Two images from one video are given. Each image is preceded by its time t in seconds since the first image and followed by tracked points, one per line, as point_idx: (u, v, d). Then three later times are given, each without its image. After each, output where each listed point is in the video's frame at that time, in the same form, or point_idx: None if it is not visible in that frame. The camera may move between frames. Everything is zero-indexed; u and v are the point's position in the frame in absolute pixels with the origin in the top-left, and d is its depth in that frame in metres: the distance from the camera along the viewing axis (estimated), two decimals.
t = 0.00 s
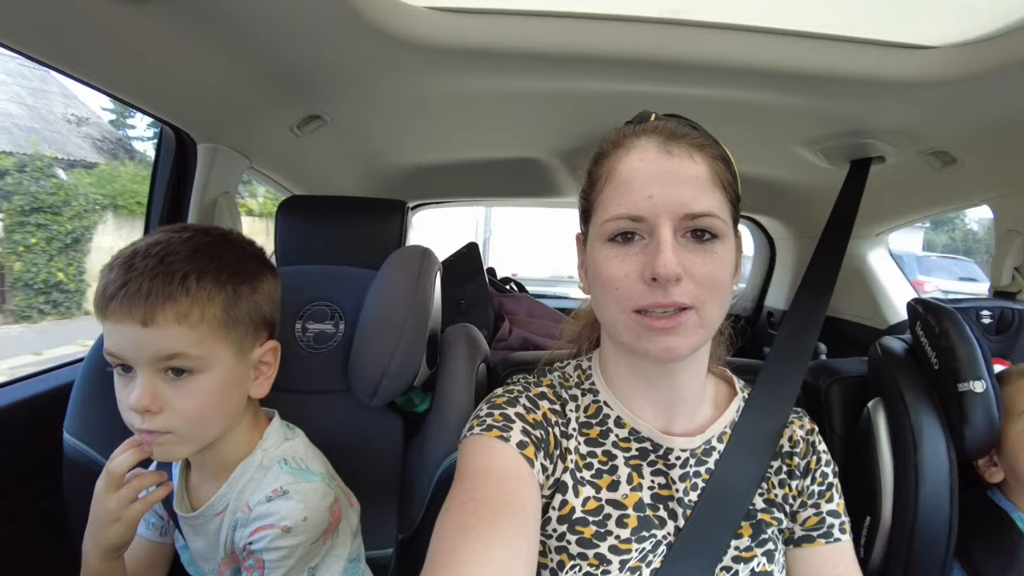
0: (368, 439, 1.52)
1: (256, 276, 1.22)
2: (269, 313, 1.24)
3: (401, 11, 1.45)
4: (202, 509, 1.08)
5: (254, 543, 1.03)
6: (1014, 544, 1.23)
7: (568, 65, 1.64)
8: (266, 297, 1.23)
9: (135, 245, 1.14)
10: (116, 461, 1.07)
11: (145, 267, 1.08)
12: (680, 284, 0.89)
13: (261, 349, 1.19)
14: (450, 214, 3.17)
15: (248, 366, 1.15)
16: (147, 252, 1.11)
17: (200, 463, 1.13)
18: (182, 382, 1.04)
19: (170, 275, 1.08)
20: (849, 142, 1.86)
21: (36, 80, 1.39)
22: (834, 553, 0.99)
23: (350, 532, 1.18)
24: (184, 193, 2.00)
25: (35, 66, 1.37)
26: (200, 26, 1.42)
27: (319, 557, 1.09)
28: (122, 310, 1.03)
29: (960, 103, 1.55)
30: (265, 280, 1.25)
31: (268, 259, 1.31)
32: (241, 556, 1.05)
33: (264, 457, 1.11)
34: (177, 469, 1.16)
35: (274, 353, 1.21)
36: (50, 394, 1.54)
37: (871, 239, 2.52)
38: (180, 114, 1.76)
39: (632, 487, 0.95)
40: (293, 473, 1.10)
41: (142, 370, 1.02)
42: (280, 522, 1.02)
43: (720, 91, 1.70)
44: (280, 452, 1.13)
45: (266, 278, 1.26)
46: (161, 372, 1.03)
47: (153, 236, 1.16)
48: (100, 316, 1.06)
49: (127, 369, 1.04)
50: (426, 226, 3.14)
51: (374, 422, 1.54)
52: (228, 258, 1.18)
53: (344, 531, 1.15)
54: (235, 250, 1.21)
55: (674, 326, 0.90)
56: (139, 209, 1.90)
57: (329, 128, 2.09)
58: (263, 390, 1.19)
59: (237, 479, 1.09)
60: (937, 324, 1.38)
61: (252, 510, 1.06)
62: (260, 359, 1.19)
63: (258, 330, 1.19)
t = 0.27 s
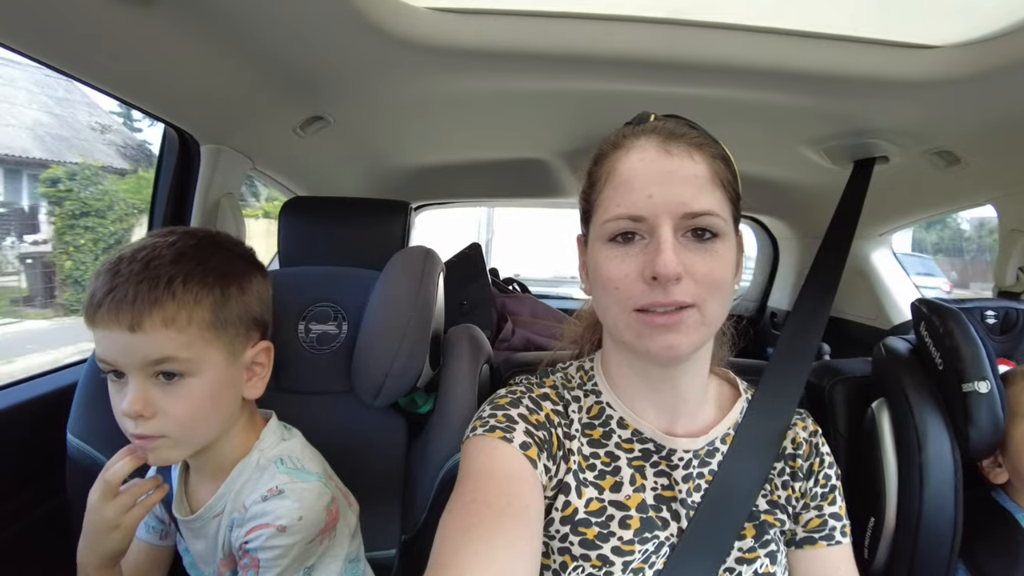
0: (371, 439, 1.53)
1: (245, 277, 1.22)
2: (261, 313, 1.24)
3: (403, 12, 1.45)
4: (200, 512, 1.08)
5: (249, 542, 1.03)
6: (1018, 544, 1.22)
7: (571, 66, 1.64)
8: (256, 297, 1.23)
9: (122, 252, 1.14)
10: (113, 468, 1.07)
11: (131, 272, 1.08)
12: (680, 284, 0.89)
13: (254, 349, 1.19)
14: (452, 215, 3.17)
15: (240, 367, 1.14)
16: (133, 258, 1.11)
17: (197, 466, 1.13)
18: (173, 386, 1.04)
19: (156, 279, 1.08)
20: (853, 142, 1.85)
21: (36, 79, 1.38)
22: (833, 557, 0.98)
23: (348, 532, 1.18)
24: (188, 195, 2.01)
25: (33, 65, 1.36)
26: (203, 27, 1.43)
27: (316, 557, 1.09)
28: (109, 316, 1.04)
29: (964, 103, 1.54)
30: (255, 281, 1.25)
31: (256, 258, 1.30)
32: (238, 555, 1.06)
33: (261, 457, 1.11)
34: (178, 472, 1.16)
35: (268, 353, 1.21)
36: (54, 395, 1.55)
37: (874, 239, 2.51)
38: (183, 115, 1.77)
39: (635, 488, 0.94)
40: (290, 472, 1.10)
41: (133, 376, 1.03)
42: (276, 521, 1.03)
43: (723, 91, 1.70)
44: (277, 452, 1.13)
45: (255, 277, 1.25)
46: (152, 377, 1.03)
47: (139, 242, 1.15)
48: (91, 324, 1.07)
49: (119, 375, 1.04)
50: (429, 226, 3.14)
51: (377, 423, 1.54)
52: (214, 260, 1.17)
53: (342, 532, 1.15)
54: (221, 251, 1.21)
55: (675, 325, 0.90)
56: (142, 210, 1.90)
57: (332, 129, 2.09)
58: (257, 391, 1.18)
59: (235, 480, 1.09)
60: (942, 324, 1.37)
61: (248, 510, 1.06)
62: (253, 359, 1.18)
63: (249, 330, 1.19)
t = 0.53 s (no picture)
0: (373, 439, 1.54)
1: (253, 278, 1.23)
2: (269, 314, 1.25)
3: (407, 13, 1.46)
4: (206, 509, 1.09)
5: (255, 540, 1.04)
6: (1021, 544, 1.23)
7: (573, 67, 1.64)
8: (263, 298, 1.23)
9: (130, 254, 1.15)
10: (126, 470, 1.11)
11: (140, 275, 1.09)
12: (680, 288, 0.89)
13: (261, 351, 1.19)
14: (455, 215, 3.17)
15: (248, 368, 1.15)
16: (142, 260, 1.12)
17: (204, 467, 1.14)
18: (182, 388, 1.05)
19: (166, 282, 1.08)
20: (855, 142, 1.85)
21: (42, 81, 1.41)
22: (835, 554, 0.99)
23: (353, 531, 1.18)
24: (191, 196, 2.01)
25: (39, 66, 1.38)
26: (207, 29, 1.43)
27: (322, 555, 1.09)
28: (119, 318, 1.05)
29: (966, 103, 1.55)
30: (263, 282, 1.25)
31: (264, 259, 1.31)
32: (243, 553, 1.06)
33: (266, 456, 1.12)
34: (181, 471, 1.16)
35: (275, 354, 1.21)
36: (58, 395, 1.56)
37: (876, 240, 2.51)
38: (188, 117, 1.78)
39: (636, 487, 0.95)
40: (295, 471, 1.11)
41: (143, 378, 1.04)
42: (282, 519, 1.03)
43: (725, 92, 1.70)
44: (283, 450, 1.14)
45: (263, 278, 1.26)
46: (161, 379, 1.04)
47: (146, 244, 1.16)
48: (99, 326, 1.08)
49: (129, 377, 1.05)
50: (431, 227, 3.15)
51: (380, 423, 1.54)
52: (223, 263, 1.18)
53: (348, 530, 1.16)
54: (229, 253, 1.21)
55: (674, 329, 0.90)
56: (146, 210, 1.91)
57: (335, 130, 2.10)
58: (264, 392, 1.19)
59: (240, 479, 1.10)
60: (943, 325, 1.38)
61: (254, 508, 1.07)
62: (261, 360, 1.19)
63: (257, 331, 1.19)
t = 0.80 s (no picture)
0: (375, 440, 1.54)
1: (259, 280, 1.23)
2: (274, 316, 1.26)
3: (409, 15, 1.47)
4: (210, 510, 1.09)
5: (259, 541, 1.04)
6: None
7: (575, 69, 1.64)
8: (269, 301, 1.24)
9: (137, 256, 1.15)
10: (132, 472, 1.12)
11: (149, 278, 1.09)
12: (685, 289, 0.89)
13: (267, 353, 1.20)
14: (457, 217, 3.18)
15: (254, 370, 1.16)
16: (149, 262, 1.12)
17: (208, 469, 1.14)
18: (190, 391, 1.05)
19: (174, 284, 1.09)
20: (857, 144, 1.85)
21: (49, 83, 1.42)
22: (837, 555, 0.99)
23: (356, 533, 1.19)
24: (194, 197, 2.02)
25: (46, 70, 1.39)
26: (211, 31, 1.44)
27: (326, 556, 1.09)
28: (127, 321, 1.05)
29: (968, 105, 1.55)
30: (269, 284, 1.26)
31: (269, 262, 1.31)
32: (247, 554, 1.06)
33: (270, 457, 1.12)
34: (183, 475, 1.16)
35: (280, 356, 1.22)
36: (61, 396, 1.56)
37: (878, 241, 2.51)
38: (191, 119, 1.78)
39: (638, 489, 0.95)
40: (299, 472, 1.11)
41: (150, 381, 1.03)
42: (286, 520, 1.04)
43: (727, 95, 1.70)
44: (286, 452, 1.14)
45: (269, 280, 1.26)
46: (168, 381, 1.04)
47: (153, 246, 1.16)
48: (105, 328, 1.07)
49: (134, 379, 1.05)
50: (433, 228, 3.16)
51: (383, 424, 1.55)
52: (231, 265, 1.18)
53: (351, 532, 1.16)
54: (237, 255, 1.22)
55: (680, 330, 0.90)
56: (149, 211, 1.92)
57: (337, 132, 2.11)
58: (270, 393, 1.20)
59: (243, 480, 1.10)
60: (945, 326, 1.37)
61: (258, 509, 1.07)
62: (266, 362, 1.19)
63: (263, 333, 1.20)
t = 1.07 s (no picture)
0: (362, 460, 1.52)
1: (179, 299, 1.15)
2: (204, 333, 1.18)
3: (397, 35, 1.48)
4: (176, 537, 1.06)
5: (226, 557, 1.03)
6: (1013, 564, 1.23)
7: (561, 88, 1.66)
8: (195, 319, 1.16)
9: (45, 299, 1.05)
10: (56, 503, 1.00)
11: (60, 318, 0.99)
12: (685, 315, 0.89)
13: (203, 369, 1.13)
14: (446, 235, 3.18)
15: (193, 389, 1.09)
16: (59, 303, 1.02)
17: (169, 497, 1.08)
18: (131, 422, 0.98)
19: (87, 321, 1.00)
20: (839, 161, 1.88)
21: (36, 104, 1.41)
22: None
23: (326, 540, 1.18)
24: (179, 216, 2.01)
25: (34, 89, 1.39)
26: (199, 50, 1.44)
27: (295, 566, 1.08)
28: (49, 367, 0.96)
29: (947, 122, 1.58)
30: (193, 302, 1.18)
31: (187, 279, 1.22)
32: (216, 572, 1.05)
33: (229, 474, 1.09)
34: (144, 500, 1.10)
35: (218, 371, 1.15)
36: (41, 418, 1.53)
37: (863, 256, 2.54)
38: (178, 137, 1.78)
39: (625, 515, 0.94)
40: (261, 485, 1.09)
41: (86, 420, 0.96)
42: (250, 533, 1.02)
43: (711, 113, 1.73)
44: (247, 466, 1.12)
45: (191, 299, 1.18)
46: (105, 417, 0.97)
47: (61, 285, 1.06)
48: (29, 378, 0.99)
49: (71, 422, 0.97)
50: (422, 246, 3.16)
51: (367, 443, 1.55)
52: (149, 291, 1.10)
53: (320, 540, 1.15)
54: (149, 278, 1.13)
55: (679, 357, 0.90)
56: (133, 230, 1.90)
57: (325, 151, 2.11)
58: (214, 410, 1.14)
59: (205, 501, 1.06)
60: (930, 340, 1.38)
61: (221, 526, 1.05)
62: (204, 380, 1.13)
63: (195, 351, 1.13)
